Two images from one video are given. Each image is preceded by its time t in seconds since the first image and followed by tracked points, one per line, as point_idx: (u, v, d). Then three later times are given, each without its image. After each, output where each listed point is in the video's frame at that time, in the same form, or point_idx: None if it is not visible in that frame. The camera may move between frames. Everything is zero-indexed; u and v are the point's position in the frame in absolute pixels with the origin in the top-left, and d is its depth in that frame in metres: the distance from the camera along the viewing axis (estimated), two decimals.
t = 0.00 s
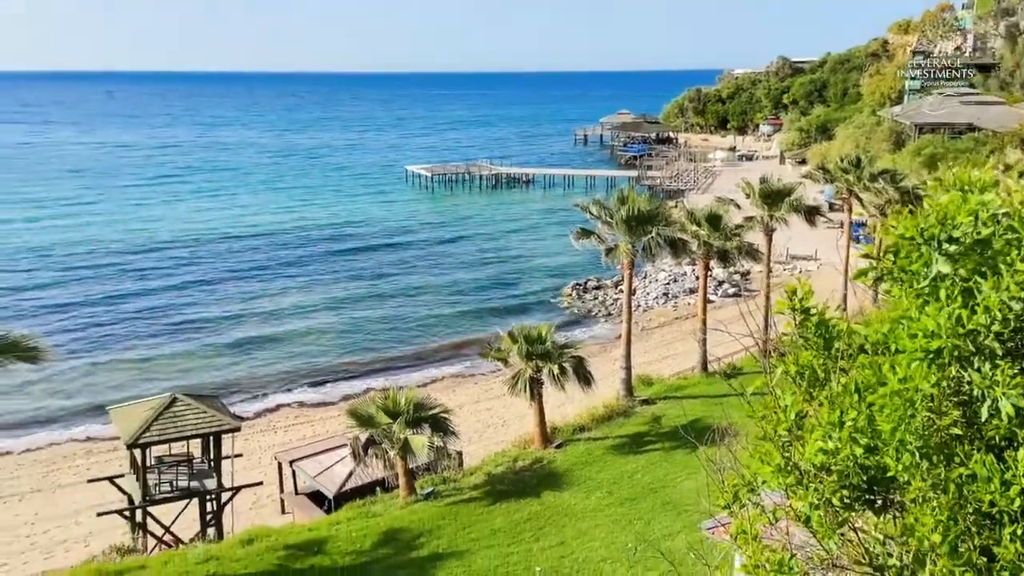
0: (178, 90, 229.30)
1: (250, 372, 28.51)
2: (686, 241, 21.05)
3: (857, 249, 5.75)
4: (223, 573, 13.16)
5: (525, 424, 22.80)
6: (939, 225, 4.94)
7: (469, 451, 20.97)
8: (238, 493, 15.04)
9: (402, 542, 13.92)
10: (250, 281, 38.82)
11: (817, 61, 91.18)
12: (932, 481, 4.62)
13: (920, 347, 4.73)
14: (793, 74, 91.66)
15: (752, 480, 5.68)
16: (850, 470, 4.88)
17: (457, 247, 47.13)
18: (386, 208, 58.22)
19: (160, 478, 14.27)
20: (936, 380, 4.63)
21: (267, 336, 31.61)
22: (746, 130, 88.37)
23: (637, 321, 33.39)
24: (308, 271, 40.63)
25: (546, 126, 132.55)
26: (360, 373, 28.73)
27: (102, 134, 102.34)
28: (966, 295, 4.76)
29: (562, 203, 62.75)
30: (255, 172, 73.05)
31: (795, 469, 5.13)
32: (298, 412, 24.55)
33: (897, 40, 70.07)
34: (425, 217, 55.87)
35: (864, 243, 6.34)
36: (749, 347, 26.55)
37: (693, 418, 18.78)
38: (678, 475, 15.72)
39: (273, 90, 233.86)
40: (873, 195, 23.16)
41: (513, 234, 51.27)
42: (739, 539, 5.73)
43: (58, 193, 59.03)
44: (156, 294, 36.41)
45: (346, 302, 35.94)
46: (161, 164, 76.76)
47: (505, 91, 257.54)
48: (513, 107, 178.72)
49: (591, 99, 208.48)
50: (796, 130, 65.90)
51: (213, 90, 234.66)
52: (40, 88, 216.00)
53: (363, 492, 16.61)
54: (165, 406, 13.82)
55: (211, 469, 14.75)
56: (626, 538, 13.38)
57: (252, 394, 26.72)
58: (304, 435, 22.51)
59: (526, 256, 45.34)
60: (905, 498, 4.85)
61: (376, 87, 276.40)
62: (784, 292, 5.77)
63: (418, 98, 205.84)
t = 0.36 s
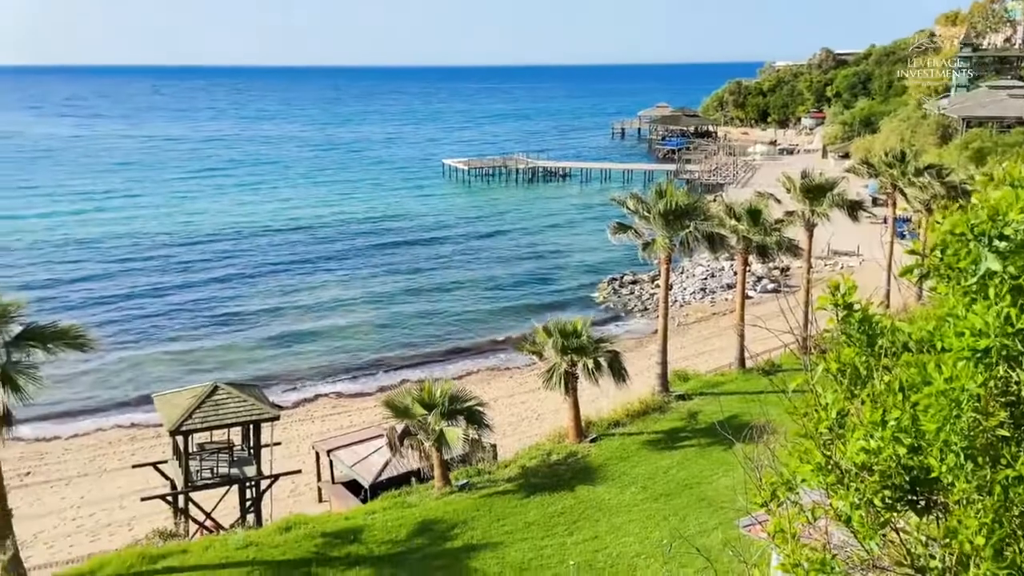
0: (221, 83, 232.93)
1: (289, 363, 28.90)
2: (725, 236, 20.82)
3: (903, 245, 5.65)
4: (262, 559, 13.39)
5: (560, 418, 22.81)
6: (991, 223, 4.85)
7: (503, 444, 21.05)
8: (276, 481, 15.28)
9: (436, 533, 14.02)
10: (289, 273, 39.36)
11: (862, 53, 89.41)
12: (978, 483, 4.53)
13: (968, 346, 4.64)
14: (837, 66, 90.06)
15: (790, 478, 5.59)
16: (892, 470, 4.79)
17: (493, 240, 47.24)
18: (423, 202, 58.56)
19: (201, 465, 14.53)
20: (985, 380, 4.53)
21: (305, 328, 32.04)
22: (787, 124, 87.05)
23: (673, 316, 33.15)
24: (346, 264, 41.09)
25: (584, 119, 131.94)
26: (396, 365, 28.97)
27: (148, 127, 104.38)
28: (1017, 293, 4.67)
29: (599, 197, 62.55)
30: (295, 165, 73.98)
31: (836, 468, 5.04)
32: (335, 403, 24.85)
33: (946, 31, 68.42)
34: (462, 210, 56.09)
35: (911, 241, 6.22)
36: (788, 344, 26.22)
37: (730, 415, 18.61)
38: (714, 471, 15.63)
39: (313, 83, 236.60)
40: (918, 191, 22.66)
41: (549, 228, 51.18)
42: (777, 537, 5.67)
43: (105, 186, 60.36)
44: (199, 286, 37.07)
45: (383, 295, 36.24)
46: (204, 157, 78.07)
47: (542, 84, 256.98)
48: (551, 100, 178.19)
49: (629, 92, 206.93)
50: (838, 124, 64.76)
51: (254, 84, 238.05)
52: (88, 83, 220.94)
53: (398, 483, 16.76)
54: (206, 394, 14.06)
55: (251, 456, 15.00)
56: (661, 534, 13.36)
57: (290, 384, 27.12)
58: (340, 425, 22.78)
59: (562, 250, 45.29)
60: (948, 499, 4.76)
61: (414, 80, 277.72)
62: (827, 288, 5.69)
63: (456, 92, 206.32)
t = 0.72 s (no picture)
0: (263, 77, 235.86)
1: (327, 356, 29.24)
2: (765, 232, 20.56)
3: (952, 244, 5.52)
4: (299, 547, 13.58)
5: (594, 413, 22.75)
6: None
7: (537, 439, 21.06)
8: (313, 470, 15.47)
9: (470, 525, 14.07)
10: (328, 266, 39.80)
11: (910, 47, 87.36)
12: None
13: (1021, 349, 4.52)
14: (883, 60, 88.16)
15: (829, 480, 5.49)
16: (937, 473, 4.68)
17: (530, 235, 47.23)
18: (461, 196, 58.73)
19: (241, 453, 14.78)
20: None
21: (343, 320, 32.38)
22: (831, 118, 85.50)
23: (712, 313, 32.86)
24: (384, 257, 41.42)
25: (623, 114, 131.05)
26: (433, 358, 29.15)
27: (192, 121, 106.23)
28: None
29: (637, 193, 62.14)
30: (335, 159, 74.75)
31: (879, 470, 4.94)
32: (371, 394, 25.06)
33: (999, 24, 66.52)
34: (499, 205, 56.15)
35: (959, 240, 6.09)
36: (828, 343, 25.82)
37: (768, 414, 18.39)
38: (750, 471, 15.47)
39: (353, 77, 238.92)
40: (966, 188, 22.14)
41: (587, 224, 51.03)
42: (815, 538, 5.57)
43: (151, 179, 61.57)
44: (240, 278, 37.65)
45: (420, 288, 36.48)
46: (247, 150, 79.23)
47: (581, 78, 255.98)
48: (590, 94, 177.53)
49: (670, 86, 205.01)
50: (884, 119, 63.55)
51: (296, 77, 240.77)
52: (135, 77, 225.39)
53: (433, 475, 16.86)
54: (247, 383, 14.29)
55: (290, 446, 15.21)
56: (696, 533, 13.27)
57: (328, 376, 27.43)
58: (377, 416, 22.98)
59: (599, 245, 45.12)
60: (995, 504, 4.65)
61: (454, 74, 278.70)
62: (871, 286, 5.58)
63: (495, 86, 206.43)
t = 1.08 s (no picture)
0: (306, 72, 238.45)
1: (366, 349, 29.53)
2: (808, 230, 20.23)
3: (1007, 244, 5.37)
4: (335, 536, 13.76)
5: (630, 411, 22.67)
6: None
7: (572, 435, 21.05)
8: (350, 460, 15.64)
9: (504, 519, 14.12)
10: (367, 259, 40.20)
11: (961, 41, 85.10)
12: None
13: None
14: (933, 55, 86.06)
15: (870, 482, 5.39)
16: (983, 479, 4.57)
17: (568, 232, 47.16)
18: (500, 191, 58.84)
19: (280, 442, 15.01)
20: None
21: (381, 314, 32.68)
22: (877, 115, 83.74)
23: (752, 312, 32.46)
24: (422, 251, 41.71)
25: (664, 109, 129.90)
26: (469, 353, 29.29)
27: (236, 115, 107.85)
28: None
29: (677, 189, 61.63)
30: (375, 153, 75.42)
31: (922, 474, 4.84)
32: (408, 387, 25.27)
33: None
34: (537, 200, 56.14)
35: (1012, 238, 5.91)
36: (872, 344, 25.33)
37: (808, 415, 18.13)
38: (790, 472, 15.27)
39: (394, 72, 240.74)
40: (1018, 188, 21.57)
41: (626, 220, 50.80)
42: (854, 542, 5.48)
43: (196, 172, 62.66)
44: (281, 271, 38.17)
45: (457, 282, 36.67)
46: (289, 144, 80.24)
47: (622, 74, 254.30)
48: (631, 89, 176.48)
49: (711, 82, 202.74)
50: (933, 115, 62.09)
51: (338, 72, 242.99)
52: (183, 71, 230.33)
53: (468, 468, 16.95)
54: (286, 373, 14.50)
55: (327, 436, 15.40)
56: (732, 533, 13.17)
57: (365, 369, 27.72)
58: (412, 409, 23.16)
59: (638, 242, 44.88)
60: None
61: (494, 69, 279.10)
62: (918, 287, 5.47)
63: (535, 81, 206.12)
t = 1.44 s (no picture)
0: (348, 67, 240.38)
1: (403, 343, 29.75)
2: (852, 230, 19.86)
3: None
4: (371, 526, 13.92)
5: (667, 410, 22.53)
6: None
7: (608, 432, 21.00)
8: (387, 452, 15.80)
9: (539, 516, 14.13)
10: (406, 254, 40.52)
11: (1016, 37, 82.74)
12: None
13: None
14: (986, 52, 83.80)
15: (913, 488, 5.30)
16: None
17: (606, 229, 46.98)
18: (539, 187, 58.80)
19: (318, 433, 15.23)
20: None
21: (419, 308, 32.92)
22: (927, 113, 81.85)
23: (793, 312, 32.02)
24: (461, 247, 41.90)
25: (706, 106, 128.49)
26: (506, 349, 29.35)
27: (280, 110, 109.25)
28: None
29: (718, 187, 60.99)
30: (416, 149, 75.91)
31: (966, 482, 4.75)
32: (444, 381, 25.44)
33: None
34: (576, 197, 56.02)
35: None
36: (917, 347, 24.81)
37: (849, 418, 17.84)
38: (830, 476, 15.03)
39: (436, 68, 241.69)
40: None
41: (666, 218, 50.38)
42: (895, 549, 5.39)
43: (240, 166, 63.66)
44: (321, 265, 38.60)
45: (495, 278, 36.77)
46: (331, 139, 81.07)
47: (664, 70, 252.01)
48: (673, 86, 174.83)
49: (755, 78, 200.02)
50: (984, 114, 60.51)
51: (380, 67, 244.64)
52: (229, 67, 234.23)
53: (502, 464, 16.98)
54: (325, 365, 14.71)
55: (364, 428, 15.59)
56: (770, 536, 13.03)
57: (403, 362, 27.98)
58: (448, 403, 23.31)
59: (677, 240, 44.55)
60: None
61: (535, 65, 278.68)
62: (963, 290, 5.33)
63: (575, 77, 205.31)
